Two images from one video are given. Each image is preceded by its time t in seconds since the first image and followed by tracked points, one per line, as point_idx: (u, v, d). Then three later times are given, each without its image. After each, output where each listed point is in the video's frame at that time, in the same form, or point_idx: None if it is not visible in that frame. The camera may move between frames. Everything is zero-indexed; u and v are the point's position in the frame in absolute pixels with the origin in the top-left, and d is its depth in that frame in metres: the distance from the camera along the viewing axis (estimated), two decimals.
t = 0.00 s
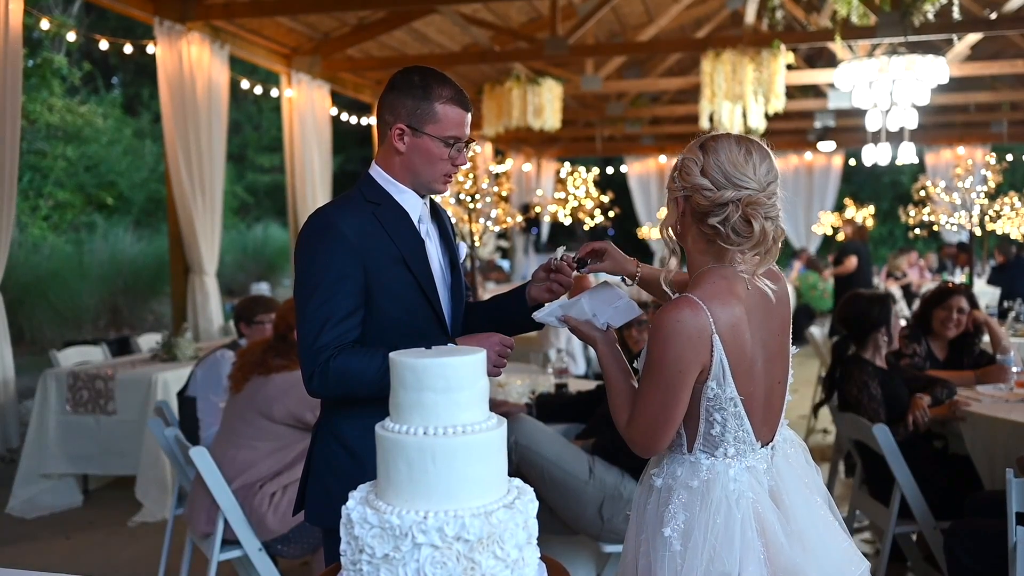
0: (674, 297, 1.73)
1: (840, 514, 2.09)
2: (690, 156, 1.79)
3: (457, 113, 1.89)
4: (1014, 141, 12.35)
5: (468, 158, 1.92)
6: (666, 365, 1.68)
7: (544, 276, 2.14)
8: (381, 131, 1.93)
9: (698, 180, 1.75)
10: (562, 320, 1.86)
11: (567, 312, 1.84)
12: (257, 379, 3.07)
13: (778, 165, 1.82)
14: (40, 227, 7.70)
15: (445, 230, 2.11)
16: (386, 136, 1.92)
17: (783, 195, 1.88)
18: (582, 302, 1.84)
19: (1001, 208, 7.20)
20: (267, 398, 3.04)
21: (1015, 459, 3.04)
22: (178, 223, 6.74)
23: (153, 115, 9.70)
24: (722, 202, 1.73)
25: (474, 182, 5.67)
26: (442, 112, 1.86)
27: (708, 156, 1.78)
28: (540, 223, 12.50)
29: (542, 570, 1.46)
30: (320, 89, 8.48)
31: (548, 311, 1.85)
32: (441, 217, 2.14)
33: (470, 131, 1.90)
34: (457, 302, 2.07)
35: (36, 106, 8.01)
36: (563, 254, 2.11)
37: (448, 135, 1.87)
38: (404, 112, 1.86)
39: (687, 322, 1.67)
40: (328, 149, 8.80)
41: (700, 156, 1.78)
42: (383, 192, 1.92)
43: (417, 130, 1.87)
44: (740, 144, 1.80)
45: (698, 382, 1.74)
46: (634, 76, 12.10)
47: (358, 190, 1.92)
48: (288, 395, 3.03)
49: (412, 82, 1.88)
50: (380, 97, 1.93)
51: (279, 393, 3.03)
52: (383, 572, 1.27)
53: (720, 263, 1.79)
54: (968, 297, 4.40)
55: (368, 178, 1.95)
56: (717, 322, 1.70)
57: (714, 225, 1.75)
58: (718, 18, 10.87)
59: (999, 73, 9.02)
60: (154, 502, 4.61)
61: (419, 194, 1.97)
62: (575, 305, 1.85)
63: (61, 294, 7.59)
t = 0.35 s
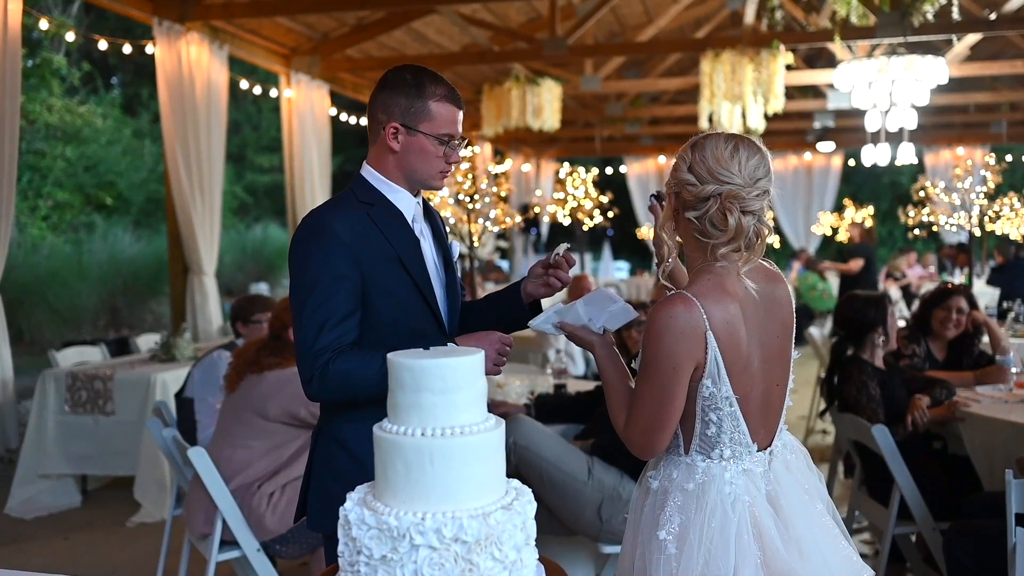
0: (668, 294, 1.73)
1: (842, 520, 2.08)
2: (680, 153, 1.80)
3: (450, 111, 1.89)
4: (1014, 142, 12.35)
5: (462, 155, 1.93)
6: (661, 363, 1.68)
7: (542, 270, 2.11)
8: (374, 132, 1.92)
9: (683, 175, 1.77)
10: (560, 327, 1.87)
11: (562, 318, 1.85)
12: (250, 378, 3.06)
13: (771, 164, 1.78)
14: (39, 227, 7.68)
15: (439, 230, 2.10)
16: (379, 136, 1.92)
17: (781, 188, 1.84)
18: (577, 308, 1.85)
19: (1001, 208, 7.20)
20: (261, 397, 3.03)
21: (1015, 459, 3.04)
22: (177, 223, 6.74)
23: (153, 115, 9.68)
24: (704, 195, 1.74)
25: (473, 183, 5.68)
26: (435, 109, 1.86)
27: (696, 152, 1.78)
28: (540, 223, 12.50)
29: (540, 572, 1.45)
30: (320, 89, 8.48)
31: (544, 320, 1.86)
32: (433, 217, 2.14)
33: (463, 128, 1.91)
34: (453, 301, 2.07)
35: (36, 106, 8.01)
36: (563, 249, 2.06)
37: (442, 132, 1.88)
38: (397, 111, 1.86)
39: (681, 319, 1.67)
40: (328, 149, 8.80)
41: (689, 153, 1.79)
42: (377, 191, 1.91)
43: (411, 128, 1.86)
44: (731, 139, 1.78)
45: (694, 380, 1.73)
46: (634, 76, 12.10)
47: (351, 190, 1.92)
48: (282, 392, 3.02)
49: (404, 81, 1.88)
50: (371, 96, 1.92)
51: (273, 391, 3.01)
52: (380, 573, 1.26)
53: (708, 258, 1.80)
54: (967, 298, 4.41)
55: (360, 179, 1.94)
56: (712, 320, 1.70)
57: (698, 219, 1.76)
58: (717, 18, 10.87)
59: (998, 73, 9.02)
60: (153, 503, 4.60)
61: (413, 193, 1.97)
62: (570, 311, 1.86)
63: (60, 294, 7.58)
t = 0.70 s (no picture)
0: (675, 295, 1.73)
1: (845, 520, 2.07)
2: (688, 152, 1.80)
3: (442, 104, 1.89)
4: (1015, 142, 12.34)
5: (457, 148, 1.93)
6: (667, 364, 1.67)
7: (540, 255, 2.10)
8: (367, 130, 1.92)
9: (691, 174, 1.76)
10: (553, 337, 1.88)
11: (556, 326, 1.87)
12: (249, 376, 3.10)
13: (778, 162, 1.79)
14: (40, 228, 7.68)
15: (434, 229, 2.11)
16: (372, 134, 1.91)
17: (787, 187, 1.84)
18: (569, 314, 1.89)
19: (1002, 209, 7.19)
20: (260, 395, 3.05)
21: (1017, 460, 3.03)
22: (178, 224, 6.74)
23: (154, 116, 9.63)
24: (712, 194, 1.73)
25: (475, 183, 5.68)
26: (427, 102, 1.86)
27: (703, 151, 1.77)
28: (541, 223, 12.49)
29: (542, 572, 1.45)
30: (321, 90, 8.48)
31: (539, 330, 1.86)
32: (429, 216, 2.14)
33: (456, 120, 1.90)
34: (449, 300, 2.07)
35: (36, 106, 7.98)
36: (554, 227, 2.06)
37: (435, 125, 1.87)
38: (390, 106, 1.86)
39: (687, 320, 1.67)
40: (329, 149, 8.81)
41: (696, 153, 1.78)
42: (371, 190, 1.91)
43: (404, 123, 1.86)
44: (738, 139, 1.78)
45: (700, 381, 1.73)
46: (635, 76, 12.09)
47: (345, 189, 1.91)
48: (283, 388, 3.03)
49: (394, 77, 1.88)
50: (362, 95, 1.92)
51: (272, 388, 3.04)
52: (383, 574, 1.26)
53: (715, 257, 1.79)
54: (968, 298, 4.41)
55: (355, 178, 1.94)
56: (718, 321, 1.70)
57: (707, 218, 1.76)
58: (718, 19, 10.87)
59: (1000, 74, 9.01)
60: (155, 503, 4.61)
61: (407, 189, 1.96)
62: (562, 318, 1.89)
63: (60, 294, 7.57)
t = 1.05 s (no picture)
0: (674, 295, 1.73)
1: (843, 521, 2.07)
2: (688, 153, 1.79)
3: (438, 102, 1.89)
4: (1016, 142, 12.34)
5: (455, 145, 1.92)
6: (666, 365, 1.68)
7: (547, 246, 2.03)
8: (363, 131, 1.92)
9: (693, 175, 1.75)
10: (553, 340, 1.87)
11: (555, 330, 1.85)
12: (248, 376, 3.11)
13: (777, 161, 1.80)
14: (41, 228, 7.68)
15: (433, 229, 2.12)
16: (370, 135, 1.91)
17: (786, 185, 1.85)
18: (568, 317, 1.87)
19: (1003, 209, 7.19)
20: (259, 394, 3.06)
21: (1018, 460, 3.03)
22: (179, 224, 6.74)
23: (155, 116, 9.66)
24: (717, 195, 1.72)
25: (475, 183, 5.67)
26: (422, 101, 1.86)
27: (705, 152, 1.77)
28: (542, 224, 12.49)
29: (542, 572, 1.45)
30: (321, 90, 8.48)
31: (538, 334, 1.85)
32: (429, 217, 2.15)
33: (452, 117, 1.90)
34: (448, 300, 2.07)
35: (37, 106, 8.00)
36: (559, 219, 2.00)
37: (430, 123, 1.87)
38: (385, 107, 1.86)
39: (686, 320, 1.67)
40: (329, 150, 8.80)
41: (698, 154, 1.77)
42: (369, 192, 1.92)
43: (400, 122, 1.86)
44: (738, 139, 1.78)
45: (700, 381, 1.73)
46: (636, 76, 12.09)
47: (343, 191, 1.92)
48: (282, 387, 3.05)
49: (389, 77, 1.88)
50: (357, 96, 1.92)
51: (270, 387, 3.05)
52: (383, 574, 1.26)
53: (719, 259, 1.78)
54: (969, 298, 4.41)
55: (353, 179, 1.95)
56: (718, 322, 1.70)
57: (713, 220, 1.74)
58: (718, 19, 10.86)
59: (1001, 73, 9.00)
60: (155, 503, 4.61)
61: (405, 189, 1.96)
62: (561, 322, 1.87)
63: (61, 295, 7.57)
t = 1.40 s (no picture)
0: (674, 295, 1.73)
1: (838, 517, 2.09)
2: (691, 157, 1.79)
3: (442, 101, 1.91)
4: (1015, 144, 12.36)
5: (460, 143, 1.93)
6: (671, 363, 1.67)
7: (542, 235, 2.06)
8: (368, 132, 1.92)
9: (709, 178, 1.77)
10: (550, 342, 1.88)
11: (551, 330, 1.86)
12: (246, 376, 3.10)
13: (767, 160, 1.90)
14: (41, 229, 7.69)
15: (436, 229, 2.11)
16: (374, 136, 1.91)
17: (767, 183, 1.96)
18: (564, 318, 1.88)
19: (1002, 210, 7.20)
20: (257, 394, 3.05)
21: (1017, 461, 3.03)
22: (178, 224, 6.73)
23: (154, 117, 9.67)
24: (740, 199, 1.77)
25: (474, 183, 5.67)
26: (428, 100, 1.88)
27: (712, 154, 1.80)
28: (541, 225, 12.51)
29: (542, 572, 1.45)
30: (320, 91, 8.48)
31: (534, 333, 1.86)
32: (432, 217, 2.14)
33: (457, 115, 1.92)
34: (449, 300, 2.06)
35: (36, 106, 8.00)
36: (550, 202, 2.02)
37: (435, 122, 1.89)
38: (391, 106, 1.87)
39: (688, 316, 1.68)
40: (329, 150, 8.81)
41: (703, 156, 1.79)
42: (370, 191, 1.92)
43: (407, 121, 1.87)
44: (734, 141, 1.85)
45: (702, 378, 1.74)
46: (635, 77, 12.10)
47: (344, 190, 1.92)
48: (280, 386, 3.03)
49: (394, 77, 1.88)
50: (361, 97, 1.92)
51: (268, 387, 3.04)
52: (382, 574, 1.26)
53: (730, 260, 1.82)
54: (968, 299, 4.41)
55: (355, 179, 1.94)
56: (718, 318, 1.71)
57: (734, 224, 1.79)
58: (718, 20, 10.87)
59: (1000, 74, 9.01)
60: (155, 504, 4.61)
61: (408, 189, 1.96)
62: (557, 323, 1.87)
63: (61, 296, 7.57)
